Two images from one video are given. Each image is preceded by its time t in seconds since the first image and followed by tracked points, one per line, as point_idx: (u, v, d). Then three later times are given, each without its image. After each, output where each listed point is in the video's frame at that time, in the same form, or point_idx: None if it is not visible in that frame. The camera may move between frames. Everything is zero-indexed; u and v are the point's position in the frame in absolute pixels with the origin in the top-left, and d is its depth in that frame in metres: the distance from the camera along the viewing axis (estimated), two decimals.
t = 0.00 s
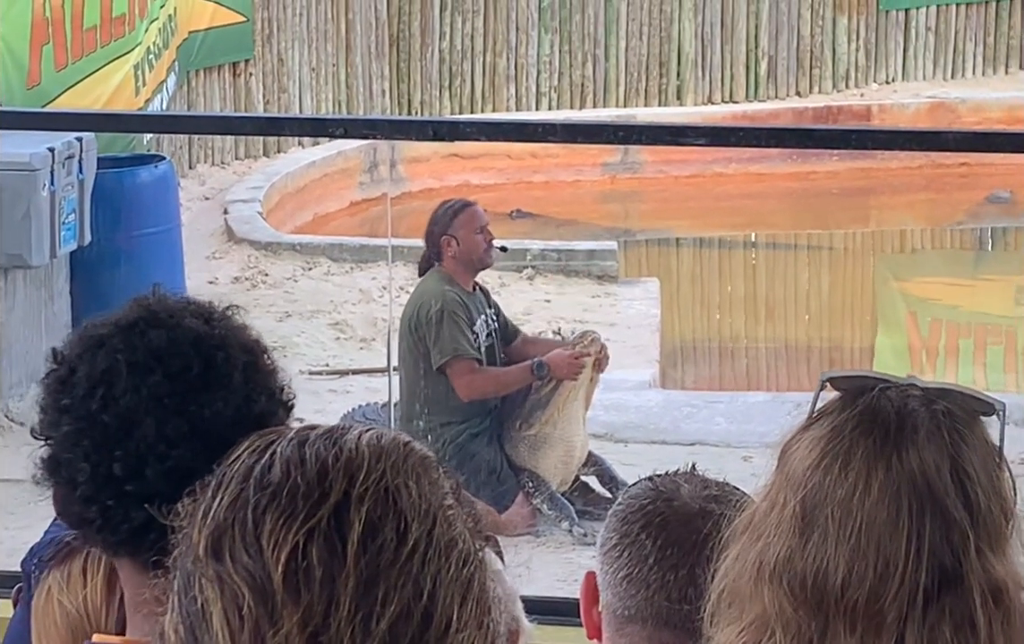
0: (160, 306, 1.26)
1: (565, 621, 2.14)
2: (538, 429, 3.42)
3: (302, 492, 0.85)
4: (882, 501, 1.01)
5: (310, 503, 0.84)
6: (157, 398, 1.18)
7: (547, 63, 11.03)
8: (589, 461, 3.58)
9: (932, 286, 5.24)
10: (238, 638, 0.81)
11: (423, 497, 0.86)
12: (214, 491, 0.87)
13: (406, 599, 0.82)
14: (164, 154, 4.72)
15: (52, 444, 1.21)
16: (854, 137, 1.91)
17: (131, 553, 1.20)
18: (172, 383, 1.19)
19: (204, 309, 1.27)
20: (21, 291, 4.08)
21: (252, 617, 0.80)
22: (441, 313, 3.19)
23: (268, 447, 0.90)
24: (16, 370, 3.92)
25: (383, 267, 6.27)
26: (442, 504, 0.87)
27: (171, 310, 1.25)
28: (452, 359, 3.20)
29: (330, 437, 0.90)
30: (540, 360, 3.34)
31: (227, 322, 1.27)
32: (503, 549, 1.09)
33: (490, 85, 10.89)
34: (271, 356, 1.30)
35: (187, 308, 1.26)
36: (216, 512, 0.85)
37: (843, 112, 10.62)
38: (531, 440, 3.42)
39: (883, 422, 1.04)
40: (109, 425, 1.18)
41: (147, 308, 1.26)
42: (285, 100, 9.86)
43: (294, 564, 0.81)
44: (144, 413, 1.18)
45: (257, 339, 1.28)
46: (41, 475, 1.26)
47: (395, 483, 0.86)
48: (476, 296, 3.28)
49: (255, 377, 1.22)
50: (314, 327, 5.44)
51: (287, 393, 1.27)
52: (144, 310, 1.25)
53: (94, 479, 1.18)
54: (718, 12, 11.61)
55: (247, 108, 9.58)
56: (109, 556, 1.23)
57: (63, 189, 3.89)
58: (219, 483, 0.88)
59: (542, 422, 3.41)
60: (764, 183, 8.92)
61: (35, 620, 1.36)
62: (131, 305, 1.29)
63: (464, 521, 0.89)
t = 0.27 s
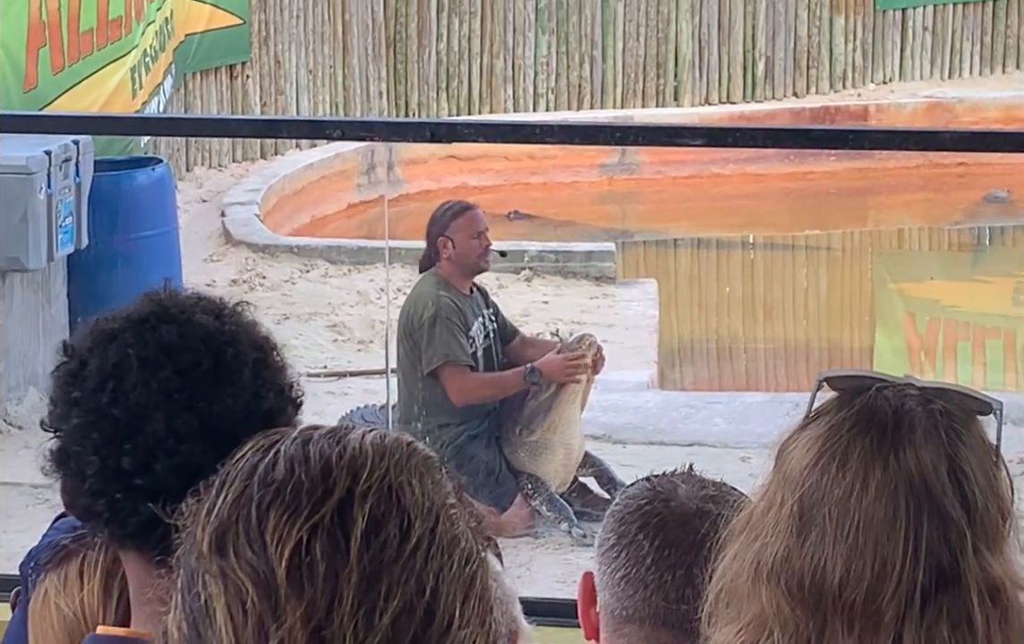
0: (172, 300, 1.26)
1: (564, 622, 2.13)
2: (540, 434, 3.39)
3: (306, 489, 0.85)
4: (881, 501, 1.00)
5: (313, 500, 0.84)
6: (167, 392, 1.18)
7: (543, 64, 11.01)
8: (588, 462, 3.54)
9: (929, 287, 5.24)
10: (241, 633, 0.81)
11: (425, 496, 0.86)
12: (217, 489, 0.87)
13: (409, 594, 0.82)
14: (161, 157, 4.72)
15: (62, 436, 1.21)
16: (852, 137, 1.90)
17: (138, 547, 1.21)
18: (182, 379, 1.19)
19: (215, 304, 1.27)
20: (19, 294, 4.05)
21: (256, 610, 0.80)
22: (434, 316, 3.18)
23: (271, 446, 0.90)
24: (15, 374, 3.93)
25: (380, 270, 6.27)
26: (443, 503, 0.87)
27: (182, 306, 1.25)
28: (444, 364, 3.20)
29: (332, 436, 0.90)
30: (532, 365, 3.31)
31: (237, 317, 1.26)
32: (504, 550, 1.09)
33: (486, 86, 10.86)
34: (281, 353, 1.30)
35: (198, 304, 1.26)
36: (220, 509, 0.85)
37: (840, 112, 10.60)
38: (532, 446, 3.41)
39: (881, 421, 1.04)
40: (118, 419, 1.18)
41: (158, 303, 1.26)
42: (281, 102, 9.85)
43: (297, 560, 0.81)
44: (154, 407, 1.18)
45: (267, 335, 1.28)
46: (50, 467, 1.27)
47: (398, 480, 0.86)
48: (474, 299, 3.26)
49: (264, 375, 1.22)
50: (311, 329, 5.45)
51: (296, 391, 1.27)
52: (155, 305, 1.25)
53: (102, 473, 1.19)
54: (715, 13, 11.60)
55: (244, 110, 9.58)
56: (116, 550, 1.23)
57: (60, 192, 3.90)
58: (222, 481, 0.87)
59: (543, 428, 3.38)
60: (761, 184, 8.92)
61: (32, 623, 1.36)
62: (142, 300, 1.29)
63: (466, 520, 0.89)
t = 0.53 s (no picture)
0: (177, 296, 1.29)
1: (560, 623, 2.13)
2: (539, 435, 3.41)
3: (297, 487, 0.85)
4: (874, 500, 1.01)
5: (304, 498, 0.84)
6: (171, 389, 1.22)
7: (538, 65, 11.00)
8: (583, 462, 3.55)
9: (925, 286, 5.24)
10: (232, 632, 0.80)
11: (416, 494, 0.86)
12: (209, 489, 0.87)
13: (400, 591, 0.82)
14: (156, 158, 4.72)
15: (67, 430, 1.25)
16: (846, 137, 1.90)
17: (140, 539, 1.24)
18: (186, 374, 1.23)
19: (219, 300, 1.30)
20: (14, 297, 4.02)
21: (246, 610, 0.80)
22: (424, 320, 3.16)
23: (262, 446, 0.90)
24: (10, 375, 3.94)
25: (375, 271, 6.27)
26: (434, 501, 0.87)
27: (187, 301, 1.29)
28: (433, 371, 3.19)
29: (323, 435, 0.90)
30: (508, 356, 3.31)
31: (241, 312, 1.30)
32: (496, 551, 1.09)
33: (481, 87, 10.86)
34: (284, 349, 1.34)
35: (203, 300, 1.30)
36: (211, 508, 0.85)
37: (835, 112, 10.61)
38: (530, 447, 3.41)
39: (876, 420, 1.04)
40: (122, 413, 1.22)
41: (164, 298, 1.30)
42: (276, 104, 9.85)
43: (288, 557, 0.81)
44: (157, 403, 1.22)
45: (270, 331, 1.32)
46: (54, 459, 1.31)
47: (389, 479, 0.86)
48: (465, 300, 3.23)
49: (267, 371, 1.26)
50: (307, 331, 5.46)
51: (299, 386, 1.32)
52: (160, 301, 1.29)
53: (106, 467, 1.23)
54: (709, 13, 11.60)
55: (239, 112, 9.58)
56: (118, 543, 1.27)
57: (55, 195, 3.90)
58: (213, 482, 0.87)
59: (542, 429, 3.40)
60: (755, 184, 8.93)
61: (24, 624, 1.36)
62: (147, 295, 1.33)
63: (456, 518, 0.89)
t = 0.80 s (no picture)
0: (177, 292, 1.29)
1: (553, 623, 2.13)
2: (534, 435, 3.41)
3: (290, 486, 0.85)
4: (868, 497, 1.01)
5: (297, 498, 0.84)
6: (171, 382, 1.22)
7: (532, 64, 11.01)
8: (577, 461, 3.57)
9: (918, 285, 5.26)
10: (226, 632, 0.80)
11: (408, 493, 0.86)
12: (202, 489, 0.87)
13: (393, 590, 0.82)
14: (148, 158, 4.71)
15: (68, 423, 1.25)
16: (840, 135, 1.90)
17: (140, 533, 1.24)
18: (186, 368, 1.23)
19: (218, 296, 1.30)
20: (8, 299, 4.04)
21: (239, 609, 0.80)
22: (414, 319, 3.15)
23: (254, 447, 0.90)
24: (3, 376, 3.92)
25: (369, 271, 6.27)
26: (427, 500, 0.87)
27: (187, 296, 1.29)
28: (424, 369, 3.18)
29: (316, 435, 0.90)
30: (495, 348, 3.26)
31: (241, 307, 1.30)
32: (490, 550, 1.08)
33: (475, 86, 10.87)
34: (284, 344, 1.34)
35: (203, 295, 1.30)
36: (203, 508, 0.85)
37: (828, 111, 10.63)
38: (526, 446, 3.41)
39: (869, 419, 1.04)
40: (122, 406, 1.22)
41: (164, 293, 1.30)
42: (269, 103, 9.84)
43: (281, 557, 0.81)
44: (158, 395, 1.22)
45: (270, 326, 1.31)
46: (55, 455, 1.30)
47: (382, 478, 0.86)
48: (456, 297, 3.22)
49: (267, 364, 1.26)
50: (301, 330, 5.45)
51: (299, 381, 1.31)
52: (161, 296, 1.29)
53: (107, 460, 1.23)
54: (702, 12, 11.62)
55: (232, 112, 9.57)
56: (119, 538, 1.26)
57: (48, 195, 3.89)
58: (206, 481, 0.87)
59: (537, 429, 3.41)
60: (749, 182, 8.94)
61: (19, 626, 1.36)
62: (147, 291, 1.33)
63: (449, 517, 0.89)
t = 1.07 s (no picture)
0: (171, 291, 1.29)
1: (547, 623, 2.13)
2: (529, 436, 3.40)
3: (284, 487, 0.85)
4: (859, 499, 1.01)
5: (290, 498, 0.84)
6: (166, 380, 1.22)
7: (526, 64, 11.02)
8: (571, 461, 3.58)
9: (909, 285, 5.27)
10: (220, 633, 0.80)
11: (401, 494, 0.86)
12: (195, 490, 0.87)
13: (386, 591, 0.82)
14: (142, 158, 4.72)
15: (64, 421, 1.25)
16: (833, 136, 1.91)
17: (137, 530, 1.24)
18: (181, 365, 1.23)
19: (213, 295, 1.30)
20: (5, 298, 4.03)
21: (233, 609, 0.80)
22: (405, 318, 3.15)
23: (248, 447, 0.90)
24: None
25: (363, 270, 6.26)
26: (420, 502, 0.87)
27: (181, 295, 1.29)
28: (416, 368, 3.18)
29: (309, 436, 0.90)
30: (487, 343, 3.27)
31: (235, 305, 1.30)
32: (483, 551, 1.09)
33: (469, 86, 10.87)
34: (279, 342, 1.33)
35: (197, 294, 1.30)
36: (196, 509, 0.85)
37: (822, 111, 10.63)
38: (521, 447, 3.40)
39: (862, 419, 1.04)
40: (118, 404, 1.22)
41: (159, 292, 1.30)
42: (264, 103, 9.84)
43: (275, 557, 0.81)
44: (153, 393, 1.22)
45: (264, 325, 1.31)
46: (50, 454, 1.30)
47: (375, 479, 0.86)
48: (448, 294, 3.21)
49: (262, 362, 1.26)
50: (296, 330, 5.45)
51: (294, 379, 1.31)
52: (155, 295, 1.29)
53: (102, 457, 1.23)
54: (697, 13, 11.62)
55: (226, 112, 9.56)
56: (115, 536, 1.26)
57: (42, 195, 3.89)
58: (200, 482, 0.87)
59: (532, 430, 3.39)
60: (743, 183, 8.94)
61: (12, 626, 1.35)
62: (141, 290, 1.33)
63: (442, 519, 0.89)
